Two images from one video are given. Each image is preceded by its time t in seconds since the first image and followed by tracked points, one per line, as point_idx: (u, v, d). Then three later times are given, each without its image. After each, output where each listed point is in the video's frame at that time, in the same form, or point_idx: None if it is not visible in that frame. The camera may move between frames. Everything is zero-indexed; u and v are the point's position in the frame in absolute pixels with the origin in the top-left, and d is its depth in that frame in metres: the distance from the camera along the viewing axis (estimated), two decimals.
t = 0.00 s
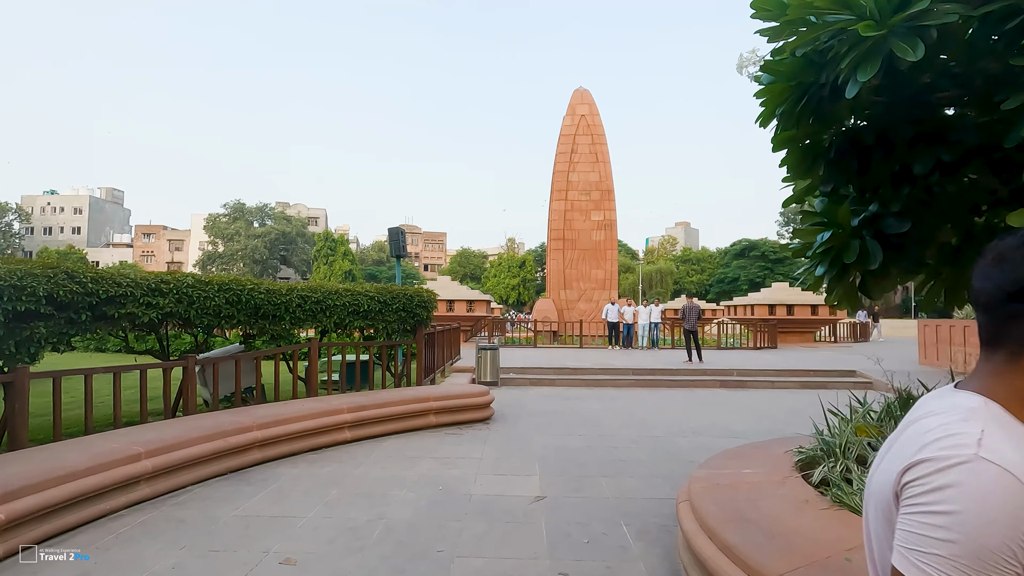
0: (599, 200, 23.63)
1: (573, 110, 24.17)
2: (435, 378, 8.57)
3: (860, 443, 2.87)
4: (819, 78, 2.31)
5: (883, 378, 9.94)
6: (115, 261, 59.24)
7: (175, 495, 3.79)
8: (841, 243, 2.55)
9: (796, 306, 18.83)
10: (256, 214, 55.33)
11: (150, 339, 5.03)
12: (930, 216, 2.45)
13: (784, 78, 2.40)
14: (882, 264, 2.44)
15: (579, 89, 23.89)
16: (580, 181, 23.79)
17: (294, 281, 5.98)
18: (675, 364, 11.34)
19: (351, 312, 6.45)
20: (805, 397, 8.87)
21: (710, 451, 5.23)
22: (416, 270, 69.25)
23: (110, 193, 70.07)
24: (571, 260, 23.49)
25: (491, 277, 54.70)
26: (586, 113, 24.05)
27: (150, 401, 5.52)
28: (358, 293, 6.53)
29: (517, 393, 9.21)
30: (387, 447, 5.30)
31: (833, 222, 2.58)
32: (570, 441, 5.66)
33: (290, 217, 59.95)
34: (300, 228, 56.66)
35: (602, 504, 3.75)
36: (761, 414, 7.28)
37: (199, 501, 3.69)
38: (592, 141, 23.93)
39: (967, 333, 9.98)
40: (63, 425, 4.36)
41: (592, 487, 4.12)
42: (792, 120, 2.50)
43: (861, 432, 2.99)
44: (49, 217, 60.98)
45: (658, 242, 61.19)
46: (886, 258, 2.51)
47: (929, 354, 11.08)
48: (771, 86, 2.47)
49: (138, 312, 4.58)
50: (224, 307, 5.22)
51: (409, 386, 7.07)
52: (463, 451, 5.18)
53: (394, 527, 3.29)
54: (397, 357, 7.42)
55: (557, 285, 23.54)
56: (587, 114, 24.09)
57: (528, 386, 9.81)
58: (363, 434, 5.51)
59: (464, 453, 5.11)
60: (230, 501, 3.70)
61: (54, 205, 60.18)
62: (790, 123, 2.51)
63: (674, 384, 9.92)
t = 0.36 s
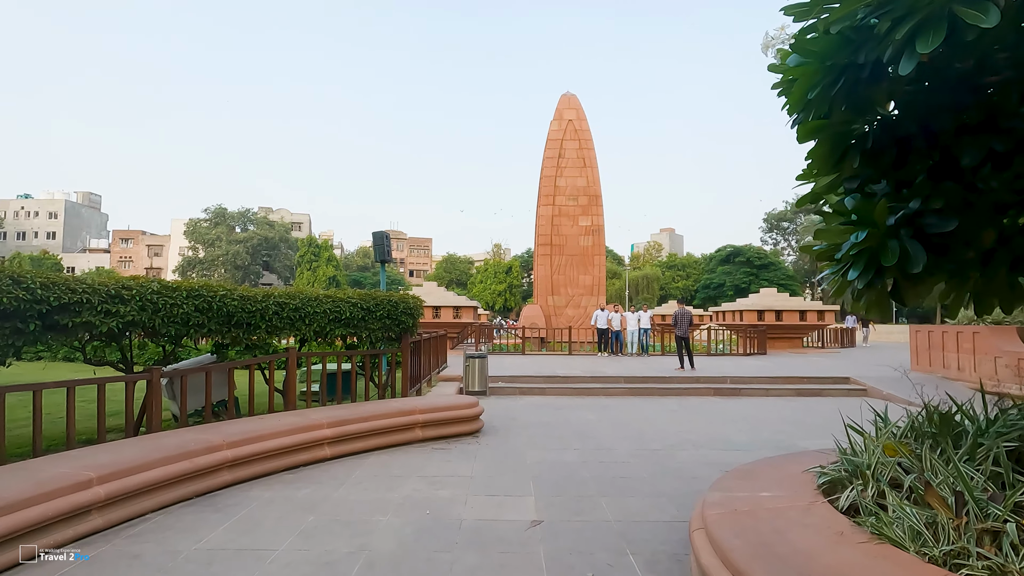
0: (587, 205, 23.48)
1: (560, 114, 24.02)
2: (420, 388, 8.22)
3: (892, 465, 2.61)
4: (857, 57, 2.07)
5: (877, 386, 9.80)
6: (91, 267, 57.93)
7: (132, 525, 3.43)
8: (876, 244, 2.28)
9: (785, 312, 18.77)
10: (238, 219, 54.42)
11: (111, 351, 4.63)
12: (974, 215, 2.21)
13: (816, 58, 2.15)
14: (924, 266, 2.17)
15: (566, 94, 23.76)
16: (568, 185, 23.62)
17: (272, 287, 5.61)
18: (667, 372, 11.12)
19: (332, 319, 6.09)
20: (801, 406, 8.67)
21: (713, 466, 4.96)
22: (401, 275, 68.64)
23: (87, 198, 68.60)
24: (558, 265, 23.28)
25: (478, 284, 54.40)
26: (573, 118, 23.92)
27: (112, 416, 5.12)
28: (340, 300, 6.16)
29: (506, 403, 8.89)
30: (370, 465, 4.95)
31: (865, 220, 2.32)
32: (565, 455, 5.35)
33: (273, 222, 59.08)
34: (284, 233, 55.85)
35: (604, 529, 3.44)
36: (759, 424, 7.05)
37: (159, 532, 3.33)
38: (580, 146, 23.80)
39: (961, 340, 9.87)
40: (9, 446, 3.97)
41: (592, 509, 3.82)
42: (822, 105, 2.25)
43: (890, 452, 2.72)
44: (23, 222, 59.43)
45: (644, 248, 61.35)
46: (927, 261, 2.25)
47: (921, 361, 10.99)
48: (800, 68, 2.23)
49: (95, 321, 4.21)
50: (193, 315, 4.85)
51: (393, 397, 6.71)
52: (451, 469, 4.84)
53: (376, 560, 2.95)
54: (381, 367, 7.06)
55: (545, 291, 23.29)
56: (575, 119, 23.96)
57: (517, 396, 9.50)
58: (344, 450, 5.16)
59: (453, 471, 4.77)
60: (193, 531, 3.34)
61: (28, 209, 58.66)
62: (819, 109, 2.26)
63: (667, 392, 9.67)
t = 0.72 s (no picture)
0: (578, 210, 23.26)
1: (551, 118, 23.84)
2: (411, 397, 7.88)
3: (940, 491, 2.38)
4: (915, 27, 1.82)
5: (877, 392, 9.61)
6: (73, 272, 56.75)
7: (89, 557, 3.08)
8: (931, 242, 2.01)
9: (778, 317, 18.62)
10: (224, 223, 53.58)
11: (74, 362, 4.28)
12: None
13: (866, 30, 1.88)
14: (988, 265, 1.92)
15: (557, 98, 23.57)
16: (559, 190, 23.39)
17: (251, 292, 5.26)
18: (663, 378, 10.86)
19: (317, 326, 5.73)
20: (803, 414, 8.44)
21: (722, 480, 4.68)
22: (390, 280, 68.06)
23: (69, 201, 67.32)
24: (550, 270, 23.02)
25: (467, 289, 54.01)
26: (564, 121, 23.72)
27: (76, 432, 4.75)
28: (325, 305, 5.81)
29: (499, 412, 8.56)
30: (356, 483, 4.60)
31: (915, 215, 2.05)
32: (564, 470, 5.04)
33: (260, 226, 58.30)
34: (271, 238, 55.13)
35: (613, 556, 3.14)
36: (763, 434, 6.79)
37: (117, 565, 2.98)
38: (571, 149, 23.60)
39: (961, 345, 9.73)
40: None
41: (598, 532, 3.51)
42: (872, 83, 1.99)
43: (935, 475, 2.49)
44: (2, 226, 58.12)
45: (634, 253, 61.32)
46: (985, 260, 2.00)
47: (920, 366, 10.82)
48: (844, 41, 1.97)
49: (53, 328, 3.86)
50: (163, 322, 4.49)
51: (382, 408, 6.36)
52: (443, 487, 4.50)
53: None
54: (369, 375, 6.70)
55: (536, 296, 23.00)
56: (565, 123, 23.78)
57: (511, 405, 9.17)
58: (328, 466, 4.81)
59: (445, 489, 4.44)
60: (156, 564, 2.99)
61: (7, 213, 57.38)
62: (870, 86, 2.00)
63: (664, 400, 9.40)
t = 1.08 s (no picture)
0: (568, 218, 23.04)
1: (541, 126, 23.66)
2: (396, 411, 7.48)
3: (998, 532, 2.12)
4: None
5: (876, 403, 9.39)
6: (52, 280, 55.53)
7: None
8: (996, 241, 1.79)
9: (770, 325, 18.45)
10: (209, 231, 52.74)
11: (19, 377, 3.89)
12: None
13: None
14: None
15: (547, 105, 23.41)
16: (549, 198, 23.16)
17: (220, 300, 4.86)
18: (657, 389, 10.58)
19: (293, 337, 5.35)
20: (802, 427, 8.19)
21: (727, 503, 4.36)
22: (378, 289, 67.41)
23: (50, 209, 66.06)
24: (539, 279, 22.74)
25: (456, 297, 53.61)
26: (554, 129, 23.55)
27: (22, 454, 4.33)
28: (302, 315, 5.43)
29: (489, 426, 8.20)
30: (333, 509, 4.22)
31: (977, 209, 1.83)
32: (558, 491, 4.69)
33: (246, 234, 57.48)
34: (257, 246, 54.31)
35: None
36: (765, 448, 6.51)
37: None
38: (561, 157, 23.41)
39: (959, 354, 9.56)
40: None
41: (599, 565, 3.18)
42: (931, 51, 1.81)
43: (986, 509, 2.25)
44: None
45: (623, 261, 61.31)
46: None
47: (917, 377, 10.64)
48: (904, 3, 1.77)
49: None
50: (120, 333, 4.10)
51: (364, 425, 5.96)
52: (428, 513, 4.14)
53: None
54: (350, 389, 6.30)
55: (526, 305, 22.67)
56: (555, 130, 23.61)
57: (501, 418, 8.81)
58: (302, 490, 4.43)
59: (429, 517, 4.06)
60: None
61: None
62: (928, 56, 1.82)
63: (659, 413, 9.10)
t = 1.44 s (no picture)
0: (558, 222, 22.77)
1: (531, 129, 23.41)
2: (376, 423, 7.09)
3: None
4: None
5: (874, 411, 9.14)
6: (33, 285, 54.38)
7: None
8: None
9: (763, 331, 18.24)
10: (194, 236, 51.91)
11: None
12: None
13: None
14: None
15: (537, 109, 23.18)
16: (539, 202, 22.88)
17: (180, 306, 4.48)
18: (649, 397, 10.27)
19: (261, 346, 4.97)
20: (799, 437, 7.91)
21: (728, 524, 4.04)
22: (367, 295, 66.75)
23: (32, 212, 64.85)
24: (529, 284, 22.44)
25: (445, 303, 53.23)
26: (544, 133, 23.32)
27: None
28: (271, 321, 5.05)
29: (474, 438, 7.83)
30: (299, 536, 3.84)
31: None
32: (546, 513, 4.34)
33: (232, 239, 56.66)
34: (244, 250, 53.57)
35: None
36: (763, 461, 6.20)
37: None
38: (551, 161, 23.16)
39: (957, 361, 9.35)
40: None
41: None
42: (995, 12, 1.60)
43: None
44: None
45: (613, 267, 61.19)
46: None
47: (913, 384, 10.44)
48: None
49: None
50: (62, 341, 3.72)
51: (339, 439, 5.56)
52: (402, 540, 3.77)
53: None
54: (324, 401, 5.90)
55: (515, 310, 22.34)
56: (545, 134, 23.36)
57: (487, 429, 8.45)
58: (265, 514, 4.05)
59: (404, 544, 3.70)
60: None
61: None
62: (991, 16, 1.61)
63: (651, 422, 8.78)
